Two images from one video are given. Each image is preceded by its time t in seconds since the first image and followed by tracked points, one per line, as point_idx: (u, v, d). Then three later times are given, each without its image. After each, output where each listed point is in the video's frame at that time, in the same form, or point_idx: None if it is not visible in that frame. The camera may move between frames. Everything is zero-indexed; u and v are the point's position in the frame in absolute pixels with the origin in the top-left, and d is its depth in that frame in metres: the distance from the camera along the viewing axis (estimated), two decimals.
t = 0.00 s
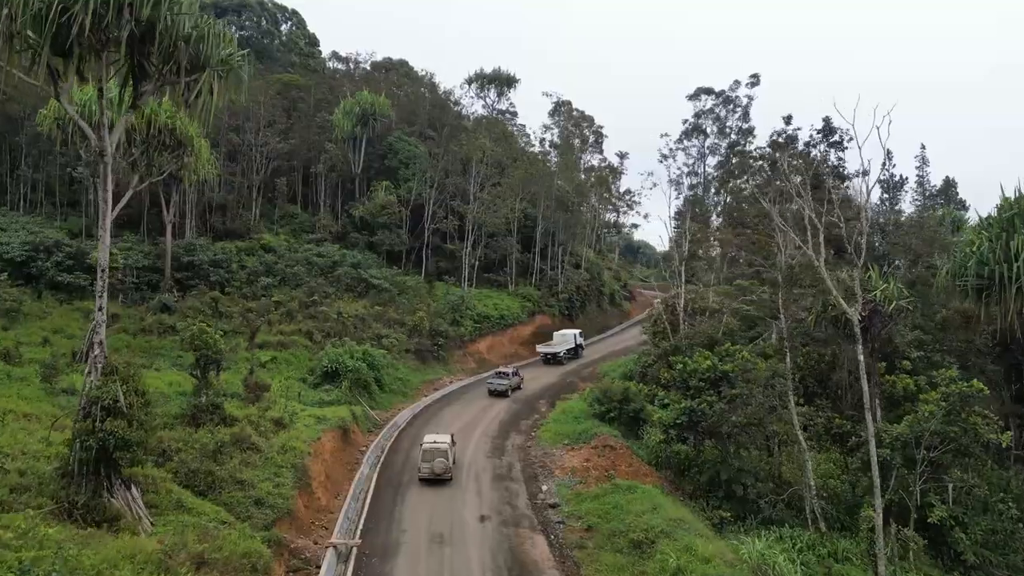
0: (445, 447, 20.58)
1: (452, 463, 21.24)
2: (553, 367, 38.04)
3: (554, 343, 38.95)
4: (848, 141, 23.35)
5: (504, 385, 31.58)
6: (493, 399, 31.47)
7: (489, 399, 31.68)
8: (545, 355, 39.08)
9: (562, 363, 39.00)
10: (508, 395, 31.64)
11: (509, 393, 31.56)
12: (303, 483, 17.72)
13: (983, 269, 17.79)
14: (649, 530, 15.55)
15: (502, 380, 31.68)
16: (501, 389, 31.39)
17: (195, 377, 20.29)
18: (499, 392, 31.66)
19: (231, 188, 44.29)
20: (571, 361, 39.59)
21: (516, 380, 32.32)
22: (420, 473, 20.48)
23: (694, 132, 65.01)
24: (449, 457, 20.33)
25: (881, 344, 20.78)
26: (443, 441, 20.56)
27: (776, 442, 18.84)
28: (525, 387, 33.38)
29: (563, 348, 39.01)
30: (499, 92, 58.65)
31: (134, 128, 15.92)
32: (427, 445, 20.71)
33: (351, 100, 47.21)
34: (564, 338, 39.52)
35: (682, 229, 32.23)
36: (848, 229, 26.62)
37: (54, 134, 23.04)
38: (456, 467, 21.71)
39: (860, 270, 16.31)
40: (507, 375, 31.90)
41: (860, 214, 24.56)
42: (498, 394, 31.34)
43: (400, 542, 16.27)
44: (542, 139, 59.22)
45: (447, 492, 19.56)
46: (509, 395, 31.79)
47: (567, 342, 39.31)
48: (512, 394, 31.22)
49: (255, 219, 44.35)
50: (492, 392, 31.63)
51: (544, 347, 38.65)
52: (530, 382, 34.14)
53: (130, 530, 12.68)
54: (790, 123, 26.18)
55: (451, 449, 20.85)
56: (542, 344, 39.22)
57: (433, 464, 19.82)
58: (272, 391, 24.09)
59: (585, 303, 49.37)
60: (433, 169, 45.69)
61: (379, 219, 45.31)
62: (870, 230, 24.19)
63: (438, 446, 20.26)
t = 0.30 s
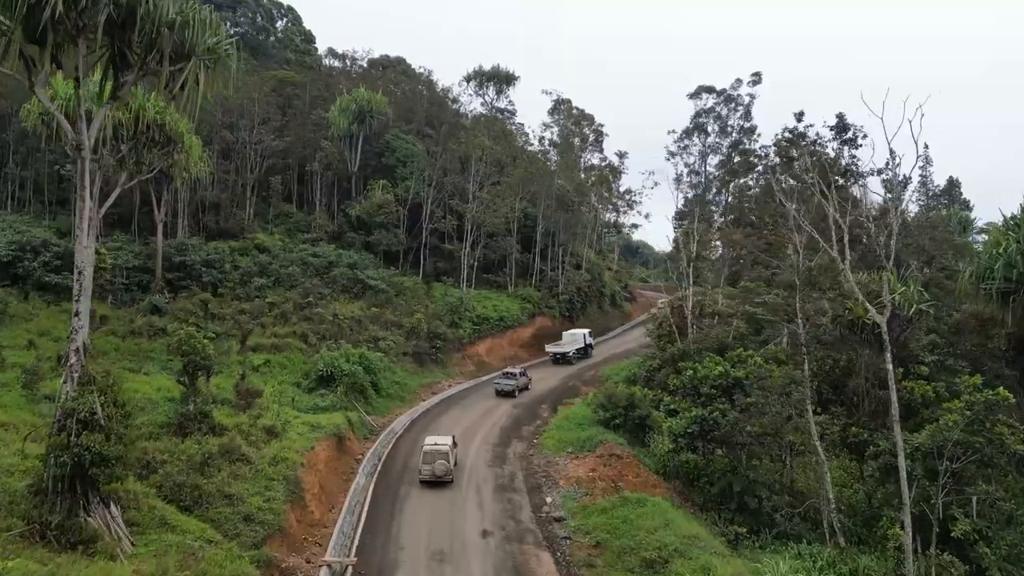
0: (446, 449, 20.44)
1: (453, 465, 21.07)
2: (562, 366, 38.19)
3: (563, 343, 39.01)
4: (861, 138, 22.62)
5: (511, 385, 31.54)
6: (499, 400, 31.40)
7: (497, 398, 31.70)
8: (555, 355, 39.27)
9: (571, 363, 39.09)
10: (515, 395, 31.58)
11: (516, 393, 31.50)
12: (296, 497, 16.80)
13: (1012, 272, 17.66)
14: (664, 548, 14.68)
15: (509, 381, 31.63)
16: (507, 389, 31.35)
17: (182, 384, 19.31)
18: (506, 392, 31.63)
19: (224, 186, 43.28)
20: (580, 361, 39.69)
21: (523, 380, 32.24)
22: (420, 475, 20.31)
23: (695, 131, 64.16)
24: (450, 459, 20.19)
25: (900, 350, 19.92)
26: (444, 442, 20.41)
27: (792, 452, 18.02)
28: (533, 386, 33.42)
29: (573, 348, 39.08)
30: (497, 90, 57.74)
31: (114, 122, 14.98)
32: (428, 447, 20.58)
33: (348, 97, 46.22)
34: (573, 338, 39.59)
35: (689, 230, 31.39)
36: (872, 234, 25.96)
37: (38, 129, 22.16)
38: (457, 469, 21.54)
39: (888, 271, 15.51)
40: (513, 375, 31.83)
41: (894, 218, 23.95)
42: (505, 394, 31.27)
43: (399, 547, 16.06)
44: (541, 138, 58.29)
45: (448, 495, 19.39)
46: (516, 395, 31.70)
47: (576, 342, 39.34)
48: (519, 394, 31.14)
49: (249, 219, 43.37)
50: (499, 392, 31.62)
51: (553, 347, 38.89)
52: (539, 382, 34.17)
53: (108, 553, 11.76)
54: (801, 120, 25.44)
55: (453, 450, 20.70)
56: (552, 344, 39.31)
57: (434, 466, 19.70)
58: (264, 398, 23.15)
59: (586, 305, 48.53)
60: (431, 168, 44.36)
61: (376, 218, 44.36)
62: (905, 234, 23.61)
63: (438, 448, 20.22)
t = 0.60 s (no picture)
0: (448, 451, 20.09)
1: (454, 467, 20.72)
2: (572, 365, 38.20)
3: (573, 342, 38.95)
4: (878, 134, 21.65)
5: (519, 385, 31.32)
6: (507, 400, 31.17)
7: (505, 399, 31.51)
8: (565, 354, 39.14)
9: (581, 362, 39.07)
10: (523, 395, 31.33)
11: (523, 393, 31.25)
12: (287, 512, 15.85)
13: None
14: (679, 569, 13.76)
15: (517, 380, 31.37)
16: (515, 390, 31.13)
17: (167, 392, 18.35)
18: (515, 392, 31.43)
19: (217, 184, 42.25)
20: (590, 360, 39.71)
21: (531, 380, 31.99)
22: (421, 477, 20.07)
23: (696, 130, 63.22)
24: (450, 461, 19.85)
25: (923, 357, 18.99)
26: (446, 444, 20.06)
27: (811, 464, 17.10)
28: (542, 386, 33.24)
29: (583, 347, 39.07)
30: (497, 87, 56.75)
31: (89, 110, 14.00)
32: (429, 449, 20.25)
33: (344, 94, 45.15)
34: (583, 337, 39.55)
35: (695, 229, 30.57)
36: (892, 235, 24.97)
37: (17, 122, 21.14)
38: (459, 471, 21.29)
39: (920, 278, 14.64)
40: (522, 375, 31.57)
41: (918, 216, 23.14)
42: (512, 394, 31.02)
43: (396, 552, 15.82)
44: (541, 136, 57.30)
45: (448, 499, 19.03)
46: (523, 395, 31.46)
47: (586, 341, 39.33)
48: (526, 395, 30.89)
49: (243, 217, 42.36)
50: (507, 392, 31.42)
51: (563, 347, 38.79)
52: (548, 382, 34.00)
53: None
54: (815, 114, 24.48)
55: (454, 451, 20.36)
56: (561, 343, 39.24)
57: (434, 468, 19.35)
58: (254, 404, 22.18)
59: (586, 306, 47.69)
60: (428, 166, 43.31)
61: (373, 218, 43.37)
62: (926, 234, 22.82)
63: (440, 450, 19.80)
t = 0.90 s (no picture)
0: (449, 452, 19.89)
1: (455, 468, 20.52)
2: (583, 365, 38.22)
3: (583, 341, 38.92)
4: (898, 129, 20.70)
5: (528, 385, 31.09)
6: (516, 400, 30.98)
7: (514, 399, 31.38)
8: (576, 354, 39.12)
9: (592, 361, 39.10)
10: (532, 396, 31.11)
11: (532, 394, 31.02)
12: (277, 528, 14.89)
13: None
14: None
15: (525, 380, 31.13)
16: (524, 390, 30.94)
17: (150, 400, 17.39)
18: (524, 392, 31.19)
19: (210, 182, 41.20)
20: (601, 359, 39.75)
21: (540, 380, 31.76)
22: (421, 478, 19.84)
23: (699, 128, 62.28)
24: (451, 463, 19.64)
25: (948, 363, 18.06)
26: (447, 445, 19.86)
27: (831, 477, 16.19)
28: (552, 386, 33.11)
29: (593, 346, 39.09)
30: (496, 84, 55.73)
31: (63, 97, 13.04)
32: (431, 450, 20.03)
33: (340, 90, 44.19)
34: (593, 336, 39.49)
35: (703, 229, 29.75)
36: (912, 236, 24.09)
37: None
38: (460, 474, 20.96)
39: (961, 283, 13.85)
40: (530, 375, 31.34)
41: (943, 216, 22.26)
42: (521, 395, 30.85)
43: (395, 556, 15.53)
44: (541, 134, 56.32)
45: (450, 501, 18.80)
46: (532, 395, 31.26)
47: (597, 340, 39.34)
48: (535, 395, 30.67)
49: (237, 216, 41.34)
50: (516, 392, 31.24)
51: (573, 346, 38.73)
52: (558, 382, 33.86)
53: None
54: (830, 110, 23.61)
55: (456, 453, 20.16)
56: (572, 343, 39.23)
57: (436, 470, 19.15)
58: (244, 411, 21.18)
59: (588, 307, 46.82)
60: (425, 164, 42.34)
61: (370, 217, 42.35)
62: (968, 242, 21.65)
63: (441, 451, 19.59)
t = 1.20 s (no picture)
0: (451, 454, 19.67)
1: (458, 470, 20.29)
2: (594, 364, 38.13)
3: (593, 341, 38.79)
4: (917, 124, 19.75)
5: (537, 385, 30.80)
6: (524, 400, 30.73)
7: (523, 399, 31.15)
8: (585, 354, 39.04)
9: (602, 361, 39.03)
10: (540, 396, 30.80)
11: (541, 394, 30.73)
12: (265, 548, 13.87)
13: None
14: None
15: (534, 380, 30.84)
16: (533, 390, 30.63)
17: (130, 410, 16.36)
18: (532, 392, 31.04)
19: (202, 180, 40.14)
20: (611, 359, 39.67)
21: (549, 380, 31.48)
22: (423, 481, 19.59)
23: (700, 126, 61.40)
24: (453, 465, 19.43)
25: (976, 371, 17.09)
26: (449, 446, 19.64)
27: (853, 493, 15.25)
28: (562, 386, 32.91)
29: (604, 346, 38.99)
30: (495, 81, 54.72)
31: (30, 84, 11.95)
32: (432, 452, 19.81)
33: (336, 86, 43.23)
34: (604, 336, 39.31)
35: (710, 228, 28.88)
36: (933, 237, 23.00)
37: None
38: (462, 477, 20.62)
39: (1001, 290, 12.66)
40: (539, 375, 31.02)
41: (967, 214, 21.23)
42: (529, 395, 30.58)
43: (395, 567, 14.98)
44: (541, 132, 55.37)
45: (452, 504, 18.57)
46: (541, 396, 30.99)
47: (607, 340, 39.20)
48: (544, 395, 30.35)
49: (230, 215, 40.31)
50: (524, 393, 31.00)
51: (584, 346, 38.60)
52: (568, 382, 33.69)
53: None
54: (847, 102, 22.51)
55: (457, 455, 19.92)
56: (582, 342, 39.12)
57: (437, 472, 18.94)
58: (233, 420, 20.15)
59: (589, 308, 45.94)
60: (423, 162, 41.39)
61: (366, 216, 41.30)
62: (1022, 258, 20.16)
63: (443, 453, 19.37)
